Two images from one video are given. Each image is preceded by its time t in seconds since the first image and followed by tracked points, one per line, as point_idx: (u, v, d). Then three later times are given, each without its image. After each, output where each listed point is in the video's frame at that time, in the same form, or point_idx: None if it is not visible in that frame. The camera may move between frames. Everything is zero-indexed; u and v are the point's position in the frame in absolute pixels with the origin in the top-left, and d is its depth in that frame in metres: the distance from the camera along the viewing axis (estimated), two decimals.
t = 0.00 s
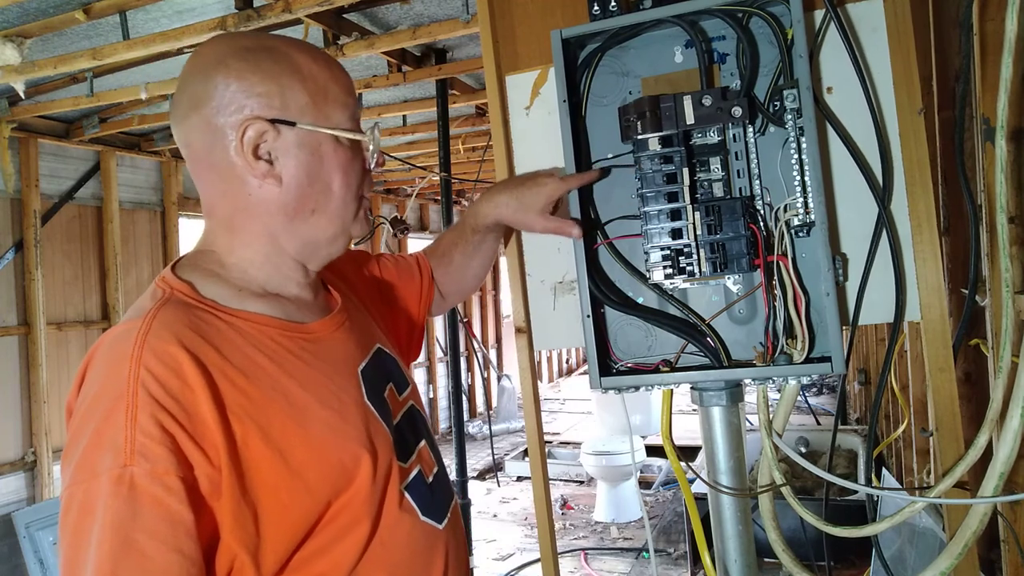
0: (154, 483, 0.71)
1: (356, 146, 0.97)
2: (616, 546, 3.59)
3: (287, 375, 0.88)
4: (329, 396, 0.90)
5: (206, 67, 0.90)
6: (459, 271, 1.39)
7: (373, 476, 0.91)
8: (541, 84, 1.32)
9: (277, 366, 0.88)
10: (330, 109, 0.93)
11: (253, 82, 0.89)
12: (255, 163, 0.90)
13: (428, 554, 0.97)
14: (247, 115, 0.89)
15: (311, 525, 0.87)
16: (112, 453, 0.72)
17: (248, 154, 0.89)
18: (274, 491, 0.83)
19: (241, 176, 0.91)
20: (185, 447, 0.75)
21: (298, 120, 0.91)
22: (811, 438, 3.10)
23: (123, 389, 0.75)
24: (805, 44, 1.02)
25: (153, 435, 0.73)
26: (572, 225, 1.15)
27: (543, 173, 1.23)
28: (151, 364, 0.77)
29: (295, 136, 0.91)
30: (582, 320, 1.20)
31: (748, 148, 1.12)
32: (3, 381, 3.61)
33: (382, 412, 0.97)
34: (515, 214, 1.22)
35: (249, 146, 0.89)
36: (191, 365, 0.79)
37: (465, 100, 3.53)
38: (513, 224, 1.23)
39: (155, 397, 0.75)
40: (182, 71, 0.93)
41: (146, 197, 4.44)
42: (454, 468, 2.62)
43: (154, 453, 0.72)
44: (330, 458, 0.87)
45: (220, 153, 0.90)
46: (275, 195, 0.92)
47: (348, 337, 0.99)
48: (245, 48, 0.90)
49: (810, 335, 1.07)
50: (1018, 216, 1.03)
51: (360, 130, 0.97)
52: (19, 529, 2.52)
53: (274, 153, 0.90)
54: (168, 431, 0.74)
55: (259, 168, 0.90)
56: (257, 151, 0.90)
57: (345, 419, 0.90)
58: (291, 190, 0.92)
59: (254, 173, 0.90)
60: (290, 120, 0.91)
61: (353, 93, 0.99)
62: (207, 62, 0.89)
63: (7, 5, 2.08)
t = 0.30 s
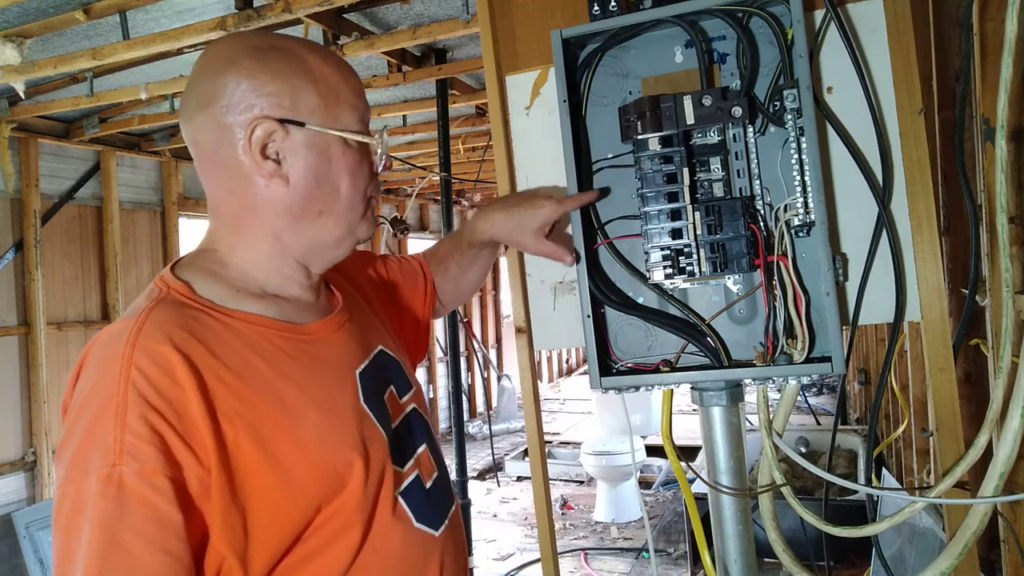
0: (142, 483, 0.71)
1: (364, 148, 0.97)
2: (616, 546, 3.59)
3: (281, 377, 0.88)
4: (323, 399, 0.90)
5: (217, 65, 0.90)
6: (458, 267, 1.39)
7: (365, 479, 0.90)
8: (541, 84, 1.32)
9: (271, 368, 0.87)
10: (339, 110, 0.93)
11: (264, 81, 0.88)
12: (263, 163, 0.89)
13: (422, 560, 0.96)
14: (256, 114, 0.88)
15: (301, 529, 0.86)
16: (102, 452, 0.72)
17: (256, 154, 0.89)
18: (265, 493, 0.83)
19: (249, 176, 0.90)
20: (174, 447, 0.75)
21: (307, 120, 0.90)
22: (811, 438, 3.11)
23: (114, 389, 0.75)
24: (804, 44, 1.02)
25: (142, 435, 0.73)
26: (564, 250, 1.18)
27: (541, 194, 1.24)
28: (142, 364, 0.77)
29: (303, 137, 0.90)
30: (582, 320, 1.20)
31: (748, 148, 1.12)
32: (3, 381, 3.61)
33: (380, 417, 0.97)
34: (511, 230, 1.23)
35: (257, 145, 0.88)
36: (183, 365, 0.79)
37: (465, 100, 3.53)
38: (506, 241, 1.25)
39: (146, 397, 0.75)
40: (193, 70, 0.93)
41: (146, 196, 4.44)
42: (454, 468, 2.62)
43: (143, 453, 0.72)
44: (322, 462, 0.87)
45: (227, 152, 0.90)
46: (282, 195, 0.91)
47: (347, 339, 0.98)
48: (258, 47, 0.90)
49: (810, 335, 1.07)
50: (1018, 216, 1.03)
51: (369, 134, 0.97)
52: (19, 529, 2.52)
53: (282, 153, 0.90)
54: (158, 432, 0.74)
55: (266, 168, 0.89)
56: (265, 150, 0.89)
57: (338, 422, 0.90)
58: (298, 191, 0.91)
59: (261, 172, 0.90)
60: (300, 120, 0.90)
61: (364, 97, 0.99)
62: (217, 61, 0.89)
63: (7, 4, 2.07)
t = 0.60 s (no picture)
0: (115, 484, 0.71)
1: (373, 154, 0.96)
2: (616, 546, 3.59)
3: (267, 380, 0.87)
4: (309, 403, 0.89)
5: (229, 65, 0.90)
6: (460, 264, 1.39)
7: (349, 485, 0.89)
8: (542, 84, 1.32)
9: (257, 371, 0.87)
10: (347, 114, 0.93)
11: (275, 83, 0.88)
12: (270, 164, 0.89)
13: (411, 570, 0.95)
14: (266, 116, 0.88)
15: (282, 533, 0.85)
16: (78, 452, 0.72)
17: (263, 156, 0.88)
18: (245, 497, 0.82)
19: (255, 177, 0.90)
20: (151, 449, 0.75)
21: (316, 124, 0.90)
22: (811, 438, 3.11)
23: (94, 389, 0.75)
24: (804, 44, 1.02)
25: (118, 436, 0.73)
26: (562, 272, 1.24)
27: (543, 210, 1.25)
28: (123, 365, 0.77)
29: (312, 140, 0.90)
30: (582, 320, 1.20)
31: (748, 148, 1.12)
32: (3, 381, 3.61)
33: (370, 423, 0.95)
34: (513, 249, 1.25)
35: (265, 147, 0.88)
36: (164, 367, 0.79)
37: (465, 100, 3.53)
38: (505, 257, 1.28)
39: (124, 399, 0.75)
40: (204, 69, 0.93)
41: (146, 196, 4.44)
42: (454, 468, 2.62)
43: (117, 454, 0.72)
44: (305, 468, 0.86)
45: (235, 153, 0.90)
46: (288, 198, 0.91)
47: (341, 342, 0.98)
48: (271, 48, 0.89)
49: (810, 335, 1.07)
50: (1018, 216, 1.03)
51: (378, 140, 0.96)
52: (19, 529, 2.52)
53: (290, 156, 0.90)
54: (134, 433, 0.74)
55: (273, 170, 0.89)
56: (273, 153, 0.89)
57: (322, 426, 0.89)
58: (304, 194, 0.91)
59: (268, 174, 0.90)
60: (309, 124, 0.90)
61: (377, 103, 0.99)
62: (229, 60, 0.89)
63: (7, 4, 2.07)
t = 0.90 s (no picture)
0: (102, 488, 0.71)
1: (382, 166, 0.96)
2: (616, 546, 3.59)
3: (259, 383, 0.87)
4: (301, 407, 0.89)
5: (246, 64, 0.89)
6: (460, 279, 1.39)
7: (340, 490, 0.89)
8: (542, 84, 1.32)
9: (249, 374, 0.87)
10: (359, 124, 0.92)
11: (291, 87, 0.88)
12: (278, 168, 0.89)
13: None
14: (278, 119, 0.88)
15: (272, 538, 0.85)
16: (66, 455, 0.72)
17: (271, 159, 0.88)
18: (234, 501, 0.82)
19: (261, 179, 0.90)
20: (138, 453, 0.75)
21: (328, 131, 0.90)
22: (811, 438, 3.11)
23: (83, 392, 0.75)
24: (804, 44, 1.02)
25: (105, 440, 0.72)
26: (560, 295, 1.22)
27: (546, 232, 1.26)
28: (112, 367, 0.77)
29: (321, 148, 0.89)
30: (583, 320, 1.20)
31: (748, 148, 1.12)
32: (3, 381, 3.61)
33: (364, 427, 0.95)
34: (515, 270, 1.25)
35: (274, 150, 0.88)
36: (153, 369, 0.79)
37: (465, 100, 3.53)
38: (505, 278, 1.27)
39: (112, 402, 0.75)
40: (221, 66, 0.93)
41: (146, 197, 4.44)
42: (454, 468, 2.62)
43: (104, 457, 0.72)
44: (295, 473, 0.86)
45: (244, 153, 0.90)
46: (293, 203, 0.91)
47: (339, 344, 0.98)
48: (290, 52, 0.89)
49: (810, 335, 1.07)
50: (1018, 216, 1.03)
51: (389, 153, 0.96)
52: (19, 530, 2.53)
53: (298, 161, 0.89)
54: (122, 436, 0.74)
55: (280, 173, 0.89)
56: (281, 157, 0.89)
57: (314, 431, 0.89)
58: (309, 200, 0.91)
59: (274, 177, 0.89)
60: (320, 131, 0.89)
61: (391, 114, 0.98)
62: (247, 61, 0.89)
63: (7, 4, 2.07)
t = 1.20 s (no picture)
0: (105, 486, 0.71)
1: (389, 176, 0.96)
2: (616, 546, 3.59)
3: (260, 384, 0.87)
4: (302, 407, 0.89)
5: (259, 66, 0.89)
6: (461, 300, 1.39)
7: (340, 491, 0.89)
8: (541, 84, 1.32)
9: (251, 374, 0.87)
10: (368, 132, 0.92)
11: (303, 92, 0.88)
12: (284, 171, 0.88)
13: None
14: (288, 123, 0.88)
15: (272, 539, 0.85)
16: (69, 453, 0.72)
17: (278, 162, 0.88)
18: (235, 501, 0.82)
19: (267, 181, 0.89)
20: (141, 451, 0.75)
21: (336, 137, 0.90)
22: (811, 438, 3.11)
23: (86, 390, 0.75)
24: (805, 44, 1.02)
25: (108, 438, 0.73)
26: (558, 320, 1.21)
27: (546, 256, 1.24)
28: (115, 366, 0.77)
29: (329, 154, 0.89)
30: (583, 320, 1.20)
31: (748, 148, 1.12)
32: (3, 381, 3.61)
33: (363, 428, 0.95)
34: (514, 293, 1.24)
35: (281, 153, 0.88)
36: (156, 368, 0.79)
37: (465, 100, 3.53)
38: (505, 299, 1.26)
39: (115, 400, 0.75)
40: (234, 66, 0.93)
41: (146, 197, 4.44)
42: (454, 468, 2.63)
43: (108, 456, 0.72)
44: (295, 474, 0.86)
45: (251, 154, 0.90)
46: (298, 206, 0.90)
47: (340, 346, 0.98)
48: (304, 56, 0.90)
49: (810, 335, 1.07)
50: (1018, 216, 1.03)
51: (396, 163, 0.96)
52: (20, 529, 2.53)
53: (305, 165, 0.89)
54: (125, 435, 0.74)
55: (286, 176, 0.88)
56: (288, 160, 0.88)
57: (314, 431, 0.89)
58: (314, 205, 0.91)
59: (280, 179, 0.89)
60: (330, 137, 0.89)
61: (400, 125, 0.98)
62: (261, 63, 0.89)
63: (7, 4, 2.07)
